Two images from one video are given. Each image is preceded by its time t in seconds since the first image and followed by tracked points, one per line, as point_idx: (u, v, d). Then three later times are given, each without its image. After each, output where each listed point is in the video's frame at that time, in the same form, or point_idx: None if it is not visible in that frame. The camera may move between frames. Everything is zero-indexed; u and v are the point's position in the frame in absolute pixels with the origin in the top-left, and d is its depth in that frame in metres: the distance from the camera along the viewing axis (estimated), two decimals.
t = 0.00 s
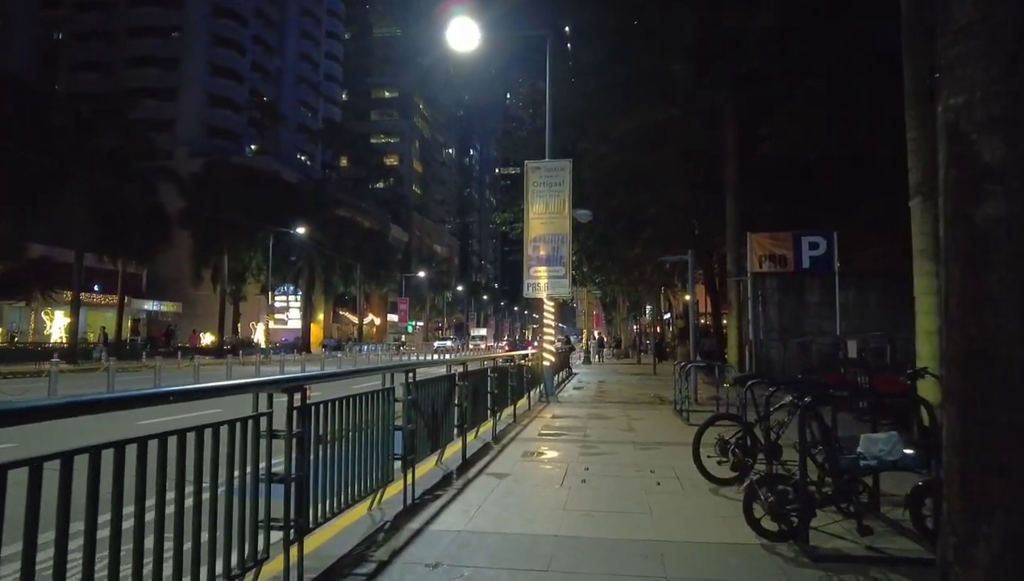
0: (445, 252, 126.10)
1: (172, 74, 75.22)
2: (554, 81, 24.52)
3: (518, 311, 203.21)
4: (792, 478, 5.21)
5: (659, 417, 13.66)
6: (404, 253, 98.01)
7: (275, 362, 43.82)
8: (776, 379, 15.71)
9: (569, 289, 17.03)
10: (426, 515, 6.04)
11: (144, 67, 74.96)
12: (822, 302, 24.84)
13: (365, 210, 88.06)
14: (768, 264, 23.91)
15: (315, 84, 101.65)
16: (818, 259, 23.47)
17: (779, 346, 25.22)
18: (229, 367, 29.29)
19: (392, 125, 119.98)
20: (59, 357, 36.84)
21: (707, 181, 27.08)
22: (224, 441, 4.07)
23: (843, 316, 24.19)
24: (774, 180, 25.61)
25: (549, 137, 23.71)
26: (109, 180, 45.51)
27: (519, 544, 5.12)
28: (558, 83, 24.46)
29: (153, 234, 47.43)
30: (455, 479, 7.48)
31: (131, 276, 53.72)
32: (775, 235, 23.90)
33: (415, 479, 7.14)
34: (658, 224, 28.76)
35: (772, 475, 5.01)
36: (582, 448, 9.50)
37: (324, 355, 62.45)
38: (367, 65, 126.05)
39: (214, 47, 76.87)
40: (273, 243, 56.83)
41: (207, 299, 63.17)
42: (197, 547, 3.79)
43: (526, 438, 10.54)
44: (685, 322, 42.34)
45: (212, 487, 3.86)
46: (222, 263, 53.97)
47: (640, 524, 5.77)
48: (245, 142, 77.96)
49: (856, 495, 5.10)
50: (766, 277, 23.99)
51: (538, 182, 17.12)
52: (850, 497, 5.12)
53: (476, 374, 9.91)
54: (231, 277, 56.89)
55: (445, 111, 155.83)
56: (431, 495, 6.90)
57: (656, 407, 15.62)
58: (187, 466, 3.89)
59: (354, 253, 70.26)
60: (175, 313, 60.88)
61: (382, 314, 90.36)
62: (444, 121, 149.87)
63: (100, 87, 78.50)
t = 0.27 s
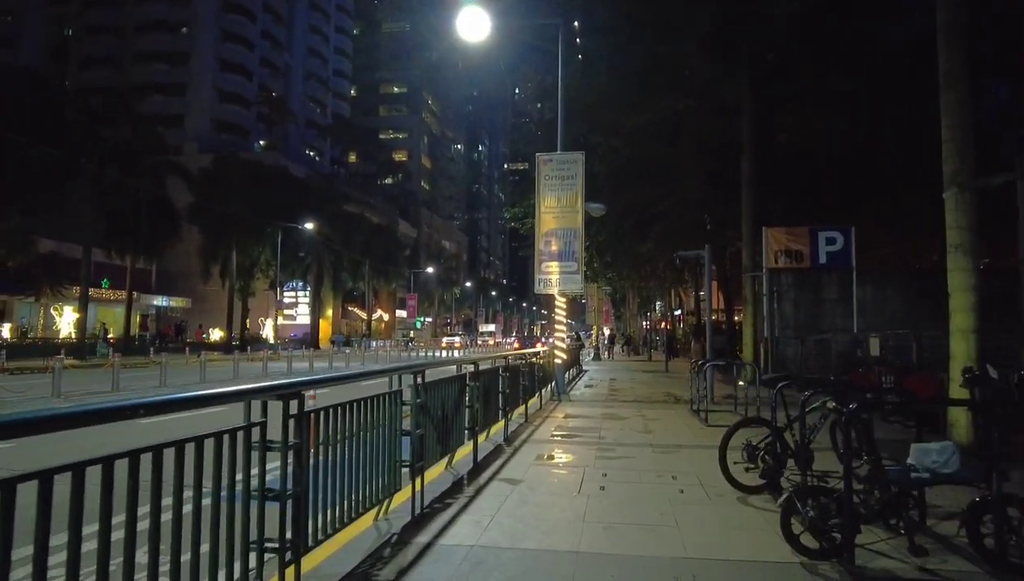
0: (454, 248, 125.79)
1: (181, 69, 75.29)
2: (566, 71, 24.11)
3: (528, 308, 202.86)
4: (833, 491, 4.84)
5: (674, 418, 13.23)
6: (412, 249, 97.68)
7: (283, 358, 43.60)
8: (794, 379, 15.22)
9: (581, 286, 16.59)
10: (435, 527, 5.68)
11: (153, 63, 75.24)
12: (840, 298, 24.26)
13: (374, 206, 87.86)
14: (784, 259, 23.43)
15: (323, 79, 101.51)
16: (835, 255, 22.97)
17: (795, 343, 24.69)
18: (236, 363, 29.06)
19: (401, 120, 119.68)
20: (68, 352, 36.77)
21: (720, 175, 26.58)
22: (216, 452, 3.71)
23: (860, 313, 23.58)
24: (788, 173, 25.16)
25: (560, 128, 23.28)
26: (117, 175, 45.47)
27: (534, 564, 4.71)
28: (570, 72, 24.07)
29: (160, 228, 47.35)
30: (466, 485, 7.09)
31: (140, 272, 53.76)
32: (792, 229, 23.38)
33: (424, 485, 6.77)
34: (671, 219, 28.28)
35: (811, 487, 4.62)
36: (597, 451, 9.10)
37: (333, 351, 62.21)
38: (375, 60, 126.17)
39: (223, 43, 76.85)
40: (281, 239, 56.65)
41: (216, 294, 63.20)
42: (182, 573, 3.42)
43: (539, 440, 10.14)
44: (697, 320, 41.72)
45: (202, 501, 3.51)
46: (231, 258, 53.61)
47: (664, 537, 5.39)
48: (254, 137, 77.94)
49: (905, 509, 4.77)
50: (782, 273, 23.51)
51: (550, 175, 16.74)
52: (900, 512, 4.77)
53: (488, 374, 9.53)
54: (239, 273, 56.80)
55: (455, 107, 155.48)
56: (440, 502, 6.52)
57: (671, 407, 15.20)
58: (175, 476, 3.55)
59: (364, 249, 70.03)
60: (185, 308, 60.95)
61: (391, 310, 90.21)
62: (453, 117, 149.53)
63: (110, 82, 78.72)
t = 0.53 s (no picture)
0: (456, 242, 125.35)
1: (181, 62, 74.87)
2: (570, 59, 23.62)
3: (530, 302, 202.33)
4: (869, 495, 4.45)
5: (682, 413, 12.81)
6: (414, 243, 97.21)
7: (283, 352, 43.23)
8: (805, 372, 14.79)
9: (586, 276, 16.14)
10: (431, 531, 5.25)
11: (153, 56, 74.84)
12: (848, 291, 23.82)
13: (376, 200, 87.41)
14: (792, 250, 23.03)
15: (325, 72, 100.93)
16: (844, 246, 22.57)
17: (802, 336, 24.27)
18: (234, 357, 28.67)
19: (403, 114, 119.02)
20: (65, 346, 36.43)
21: (727, 165, 26.11)
22: (180, 453, 3.31)
23: (870, 305, 23.11)
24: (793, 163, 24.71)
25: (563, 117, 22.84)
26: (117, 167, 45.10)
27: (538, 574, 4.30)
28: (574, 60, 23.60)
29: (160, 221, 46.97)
30: (466, 484, 6.69)
31: (140, 265, 53.43)
32: (800, 220, 22.94)
33: (421, 484, 6.35)
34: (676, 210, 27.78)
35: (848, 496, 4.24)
36: (603, 448, 8.69)
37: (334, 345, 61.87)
38: (377, 53, 125.50)
39: (224, 35, 76.33)
40: (282, 232, 56.27)
41: (217, 288, 62.91)
42: None
43: (542, 436, 9.73)
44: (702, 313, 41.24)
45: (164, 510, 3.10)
46: (231, 252, 52.56)
47: (681, 543, 4.97)
48: (255, 131, 77.51)
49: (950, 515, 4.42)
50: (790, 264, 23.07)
51: (553, 163, 16.32)
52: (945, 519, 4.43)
53: (489, 366, 9.12)
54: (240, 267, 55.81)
55: (457, 100, 154.69)
56: (437, 503, 6.11)
57: (677, 401, 14.79)
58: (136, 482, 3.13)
59: (365, 242, 69.60)
60: (185, 302, 60.68)
61: (393, 304, 89.88)
62: (455, 110, 148.77)
63: (110, 75, 78.25)
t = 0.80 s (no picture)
0: (455, 239, 124.79)
1: (178, 58, 74.31)
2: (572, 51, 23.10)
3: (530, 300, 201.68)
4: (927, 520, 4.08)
5: (690, 414, 12.34)
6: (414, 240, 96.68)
7: (282, 350, 42.68)
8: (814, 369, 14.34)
9: (590, 274, 15.62)
10: (427, 555, 4.77)
11: (150, 52, 74.31)
12: (855, 288, 23.34)
13: (376, 197, 86.88)
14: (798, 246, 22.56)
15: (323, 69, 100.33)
16: (853, 241, 21.85)
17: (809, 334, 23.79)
18: (230, 357, 28.12)
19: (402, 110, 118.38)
20: (60, 345, 35.87)
21: (731, 160, 25.64)
22: (125, 489, 2.79)
23: (879, 303, 22.61)
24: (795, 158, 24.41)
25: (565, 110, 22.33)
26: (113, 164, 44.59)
27: None
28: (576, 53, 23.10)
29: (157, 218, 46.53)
30: (465, 499, 6.20)
31: (137, 264, 53.00)
32: (808, 215, 22.46)
33: (416, 500, 5.87)
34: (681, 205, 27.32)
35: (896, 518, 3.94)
36: (611, 455, 8.21)
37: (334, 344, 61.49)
38: (376, 50, 124.87)
39: (221, 31, 75.74)
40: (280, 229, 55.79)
41: (215, 286, 62.43)
42: None
43: (546, 441, 9.23)
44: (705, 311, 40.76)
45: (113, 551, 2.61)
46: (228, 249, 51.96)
47: (706, 568, 4.49)
48: (253, 128, 76.96)
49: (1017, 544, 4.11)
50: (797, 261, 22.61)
51: (556, 157, 15.82)
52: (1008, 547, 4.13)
53: (489, 368, 8.62)
54: (239, 265, 55.40)
55: (457, 97, 153.97)
56: (434, 520, 5.62)
57: (683, 401, 14.35)
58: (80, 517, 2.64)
59: (364, 240, 69.05)
60: (183, 301, 60.20)
61: (393, 302, 89.38)
62: (455, 107, 148.08)
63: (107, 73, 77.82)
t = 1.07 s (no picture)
0: (456, 237, 124.27)
1: (178, 55, 73.95)
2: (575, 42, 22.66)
3: (532, 298, 200.99)
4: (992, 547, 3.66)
5: (700, 415, 11.87)
6: (415, 238, 96.10)
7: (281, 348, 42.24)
8: (826, 369, 13.89)
9: (595, 270, 15.15)
10: (426, 574, 4.33)
11: (150, 49, 73.95)
12: (864, 285, 22.83)
13: (376, 194, 86.42)
14: (806, 243, 22.13)
15: (324, 65, 99.93)
16: (861, 238, 21.50)
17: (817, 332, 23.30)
18: (228, 355, 27.62)
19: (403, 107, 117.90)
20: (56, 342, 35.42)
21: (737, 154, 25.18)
22: (55, 508, 2.34)
23: (889, 300, 22.11)
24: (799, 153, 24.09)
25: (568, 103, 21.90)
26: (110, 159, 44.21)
27: None
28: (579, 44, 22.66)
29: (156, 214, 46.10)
30: (468, 508, 5.76)
31: (135, 260, 52.60)
32: (815, 210, 22.05)
33: (414, 511, 5.40)
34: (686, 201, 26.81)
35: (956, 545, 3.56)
36: (622, 459, 7.74)
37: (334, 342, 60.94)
38: (377, 47, 124.42)
39: (221, 27, 75.34)
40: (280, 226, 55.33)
41: (214, 283, 62.05)
42: None
43: (552, 444, 8.77)
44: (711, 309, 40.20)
45: None
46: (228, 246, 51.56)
47: None
48: (253, 124, 76.57)
49: None
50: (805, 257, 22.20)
51: (560, 149, 15.39)
52: None
53: (492, 366, 8.17)
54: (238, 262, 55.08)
55: (458, 94, 153.38)
56: (435, 532, 5.18)
57: (692, 402, 13.87)
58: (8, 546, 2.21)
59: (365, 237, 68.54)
60: (183, 298, 59.84)
61: (394, 300, 88.91)
62: (456, 104, 147.53)
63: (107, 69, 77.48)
